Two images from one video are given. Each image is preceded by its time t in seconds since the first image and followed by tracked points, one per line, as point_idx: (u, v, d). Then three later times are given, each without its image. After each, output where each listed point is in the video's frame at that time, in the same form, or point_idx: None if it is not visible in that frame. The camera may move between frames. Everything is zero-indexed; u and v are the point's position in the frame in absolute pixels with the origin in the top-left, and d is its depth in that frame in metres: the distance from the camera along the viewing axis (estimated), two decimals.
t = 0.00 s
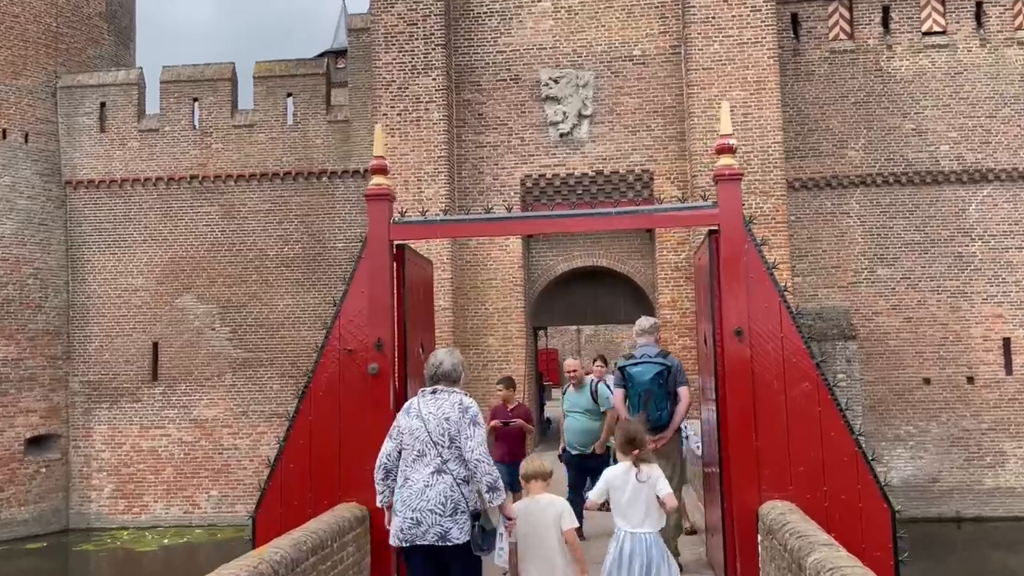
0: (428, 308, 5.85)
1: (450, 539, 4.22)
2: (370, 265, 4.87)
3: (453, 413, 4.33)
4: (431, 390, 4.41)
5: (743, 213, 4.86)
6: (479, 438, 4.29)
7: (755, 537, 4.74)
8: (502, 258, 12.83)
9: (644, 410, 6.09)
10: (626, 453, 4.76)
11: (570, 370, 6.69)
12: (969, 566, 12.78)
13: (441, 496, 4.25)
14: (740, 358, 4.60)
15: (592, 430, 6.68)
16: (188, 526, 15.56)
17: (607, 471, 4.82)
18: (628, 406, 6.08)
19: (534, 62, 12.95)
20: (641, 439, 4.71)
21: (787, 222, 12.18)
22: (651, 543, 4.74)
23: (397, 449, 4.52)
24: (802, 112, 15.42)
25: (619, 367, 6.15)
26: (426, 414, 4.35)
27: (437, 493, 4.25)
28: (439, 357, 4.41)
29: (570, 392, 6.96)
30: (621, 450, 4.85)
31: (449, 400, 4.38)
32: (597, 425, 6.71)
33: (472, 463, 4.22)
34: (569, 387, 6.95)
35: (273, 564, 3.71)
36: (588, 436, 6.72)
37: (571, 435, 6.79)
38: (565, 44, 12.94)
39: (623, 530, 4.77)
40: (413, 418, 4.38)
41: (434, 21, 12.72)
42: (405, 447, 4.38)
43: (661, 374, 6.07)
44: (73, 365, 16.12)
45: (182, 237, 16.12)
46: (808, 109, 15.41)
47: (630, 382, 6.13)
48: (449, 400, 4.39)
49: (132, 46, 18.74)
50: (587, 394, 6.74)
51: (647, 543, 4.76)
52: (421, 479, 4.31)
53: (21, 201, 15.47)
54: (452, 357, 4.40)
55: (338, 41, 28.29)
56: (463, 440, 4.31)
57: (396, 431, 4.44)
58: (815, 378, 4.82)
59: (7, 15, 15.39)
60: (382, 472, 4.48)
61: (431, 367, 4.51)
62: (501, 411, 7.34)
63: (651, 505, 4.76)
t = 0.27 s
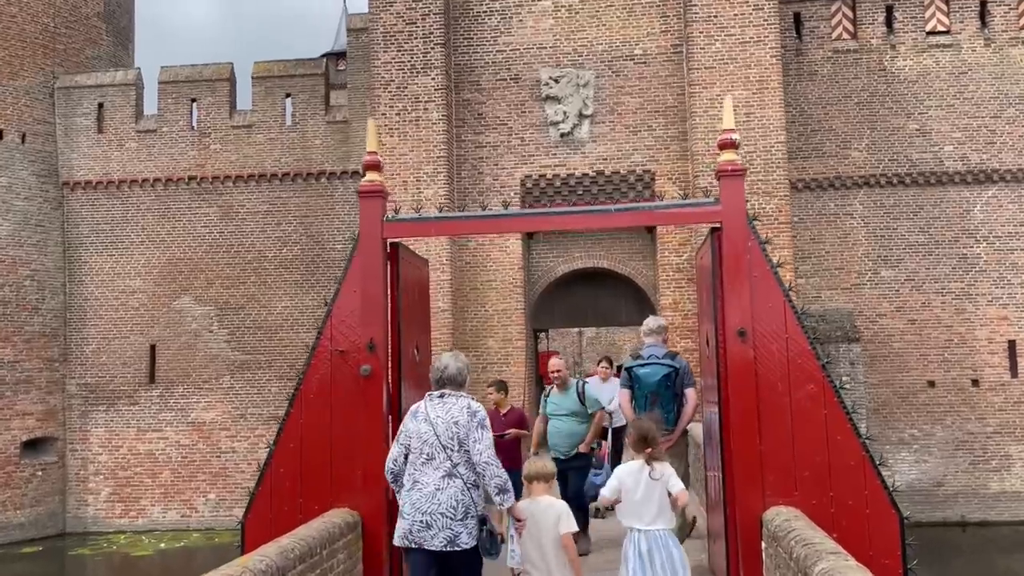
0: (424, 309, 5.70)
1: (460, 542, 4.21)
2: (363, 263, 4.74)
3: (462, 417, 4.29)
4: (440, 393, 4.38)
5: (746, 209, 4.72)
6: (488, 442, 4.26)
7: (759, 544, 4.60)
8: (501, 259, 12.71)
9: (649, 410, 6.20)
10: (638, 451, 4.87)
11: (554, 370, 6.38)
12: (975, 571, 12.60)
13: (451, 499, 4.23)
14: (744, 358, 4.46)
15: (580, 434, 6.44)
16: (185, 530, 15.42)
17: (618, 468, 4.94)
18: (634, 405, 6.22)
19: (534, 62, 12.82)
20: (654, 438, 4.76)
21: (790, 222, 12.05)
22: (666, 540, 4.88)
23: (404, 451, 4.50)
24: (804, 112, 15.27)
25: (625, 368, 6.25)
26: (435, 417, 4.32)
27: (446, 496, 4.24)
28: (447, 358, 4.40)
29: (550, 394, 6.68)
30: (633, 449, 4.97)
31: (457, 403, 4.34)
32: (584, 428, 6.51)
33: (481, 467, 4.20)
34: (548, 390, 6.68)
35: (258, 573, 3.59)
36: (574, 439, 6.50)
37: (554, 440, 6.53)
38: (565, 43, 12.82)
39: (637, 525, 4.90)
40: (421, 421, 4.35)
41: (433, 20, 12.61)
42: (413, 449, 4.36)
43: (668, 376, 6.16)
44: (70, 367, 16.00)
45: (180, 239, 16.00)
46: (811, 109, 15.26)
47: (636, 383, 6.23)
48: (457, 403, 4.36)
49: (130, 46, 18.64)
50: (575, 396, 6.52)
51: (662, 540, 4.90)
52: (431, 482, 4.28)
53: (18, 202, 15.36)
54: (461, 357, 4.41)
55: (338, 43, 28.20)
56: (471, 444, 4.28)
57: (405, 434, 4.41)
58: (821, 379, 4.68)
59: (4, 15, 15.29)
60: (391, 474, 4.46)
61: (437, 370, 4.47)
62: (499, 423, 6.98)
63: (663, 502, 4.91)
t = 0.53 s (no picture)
0: (415, 313, 5.55)
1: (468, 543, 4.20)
2: (350, 265, 4.59)
3: (474, 420, 4.30)
4: (451, 396, 4.39)
5: (746, 208, 4.58)
6: (500, 445, 4.27)
7: (759, 556, 4.45)
8: (499, 263, 12.57)
9: (650, 415, 6.05)
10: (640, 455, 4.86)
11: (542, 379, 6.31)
12: None
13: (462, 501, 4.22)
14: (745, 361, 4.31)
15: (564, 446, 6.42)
16: (181, 537, 15.26)
17: (620, 474, 4.89)
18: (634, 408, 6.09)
19: (533, 63, 12.70)
20: (655, 442, 4.82)
21: (791, 225, 11.91)
22: (668, 544, 4.80)
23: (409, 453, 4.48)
24: (806, 115, 15.13)
25: (625, 371, 6.12)
26: (446, 419, 4.31)
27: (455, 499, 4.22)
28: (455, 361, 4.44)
29: (536, 401, 6.61)
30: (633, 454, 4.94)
31: (469, 407, 4.35)
32: (569, 439, 6.48)
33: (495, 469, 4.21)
34: (533, 398, 6.60)
35: None
36: (558, 450, 6.47)
37: (537, 450, 6.50)
38: (564, 44, 12.70)
39: (639, 530, 4.84)
40: (432, 423, 4.34)
41: (430, 21, 12.49)
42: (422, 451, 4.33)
43: (669, 379, 6.02)
44: (65, 372, 15.87)
45: (176, 243, 15.88)
46: (812, 111, 15.11)
47: (636, 387, 6.10)
48: (468, 406, 4.36)
49: (128, 49, 18.55)
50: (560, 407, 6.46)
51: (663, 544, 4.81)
52: (440, 483, 4.25)
53: (13, 205, 15.25)
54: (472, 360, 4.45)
55: (337, 46, 28.09)
56: (483, 447, 4.28)
57: (414, 436, 4.38)
58: (824, 385, 4.53)
59: None
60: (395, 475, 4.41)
61: (444, 371, 4.47)
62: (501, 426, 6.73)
63: (665, 507, 4.84)
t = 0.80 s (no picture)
0: (408, 318, 5.41)
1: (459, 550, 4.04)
2: (340, 268, 4.45)
3: (473, 426, 4.17)
4: (450, 401, 4.27)
5: (746, 211, 4.44)
6: (498, 452, 4.14)
7: (760, 570, 4.30)
8: (498, 266, 12.44)
9: (646, 423, 5.91)
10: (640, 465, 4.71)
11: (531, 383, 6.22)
12: None
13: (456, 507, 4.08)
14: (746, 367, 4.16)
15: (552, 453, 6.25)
16: (177, 543, 15.12)
17: (619, 484, 4.74)
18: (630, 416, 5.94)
19: (531, 64, 12.58)
20: (654, 451, 4.69)
21: (793, 228, 11.76)
22: (666, 556, 4.67)
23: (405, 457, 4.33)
24: (808, 117, 15.00)
25: (622, 377, 5.99)
26: (444, 424, 4.18)
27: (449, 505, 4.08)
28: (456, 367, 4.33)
29: (525, 405, 6.47)
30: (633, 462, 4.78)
31: (468, 412, 4.23)
32: (557, 447, 6.32)
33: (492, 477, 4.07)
34: (523, 402, 6.47)
35: None
36: (546, 457, 6.30)
37: (524, 456, 6.35)
38: (563, 46, 12.58)
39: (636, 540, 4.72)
40: (429, 427, 4.20)
41: (428, 22, 12.37)
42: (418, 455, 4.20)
43: (666, 386, 5.88)
44: (61, 376, 15.74)
45: (173, 246, 15.77)
46: (814, 113, 14.98)
47: (633, 394, 5.97)
48: (468, 412, 4.24)
49: (125, 52, 18.46)
50: (550, 413, 6.32)
51: (662, 556, 4.68)
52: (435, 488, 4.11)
53: (9, 208, 15.14)
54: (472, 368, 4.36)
55: (337, 49, 27.99)
56: (482, 453, 4.16)
57: (410, 440, 4.24)
58: (826, 394, 4.39)
59: None
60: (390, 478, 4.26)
61: (444, 378, 4.37)
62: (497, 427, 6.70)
63: (664, 518, 4.70)
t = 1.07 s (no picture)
0: (402, 320, 5.26)
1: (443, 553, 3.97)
2: (330, 270, 4.31)
3: (458, 426, 4.07)
4: (439, 402, 4.19)
5: (749, 208, 4.30)
6: (482, 452, 4.03)
7: None
8: (497, 269, 12.30)
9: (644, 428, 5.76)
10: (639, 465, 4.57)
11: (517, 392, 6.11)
12: None
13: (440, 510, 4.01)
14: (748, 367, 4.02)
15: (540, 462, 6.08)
16: (174, 548, 14.98)
17: (618, 486, 4.63)
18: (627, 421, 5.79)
19: (532, 65, 12.46)
20: (654, 452, 4.51)
21: (796, 230, 11.62)
22: (665, 559, 4.55)
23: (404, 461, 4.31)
24: (811, 118, 14.86)
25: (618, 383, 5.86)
26: (431, 426, 4.11)
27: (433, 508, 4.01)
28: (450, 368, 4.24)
29: (508, 415, 6.32)
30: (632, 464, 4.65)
31: (455, 413, 4.13)
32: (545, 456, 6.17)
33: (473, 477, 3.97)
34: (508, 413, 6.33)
35: None
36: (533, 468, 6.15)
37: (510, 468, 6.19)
38: (564, 46, 12.46)
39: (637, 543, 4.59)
40: (418, 430, 4.14)
41: (427, 22, 12.26)
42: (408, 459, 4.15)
43: (663, 390, 5.75)
44: (58, 380, 15.62)
45: (171, 248, 15.66)
46: (817, 115, 14.84)
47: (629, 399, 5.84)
48: (455, 413, 4.14)
49: (124, 53, 18.38)
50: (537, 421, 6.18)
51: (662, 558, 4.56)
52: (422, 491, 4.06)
53: (6, 211, 15.04)
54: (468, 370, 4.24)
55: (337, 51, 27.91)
56: (468, 455, 4.05)
57: (402, 443, 4.20)
58: (832, 398, 4.25)
59: None
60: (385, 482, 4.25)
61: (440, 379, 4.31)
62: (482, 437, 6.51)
63: (664, 520, 4.56)
